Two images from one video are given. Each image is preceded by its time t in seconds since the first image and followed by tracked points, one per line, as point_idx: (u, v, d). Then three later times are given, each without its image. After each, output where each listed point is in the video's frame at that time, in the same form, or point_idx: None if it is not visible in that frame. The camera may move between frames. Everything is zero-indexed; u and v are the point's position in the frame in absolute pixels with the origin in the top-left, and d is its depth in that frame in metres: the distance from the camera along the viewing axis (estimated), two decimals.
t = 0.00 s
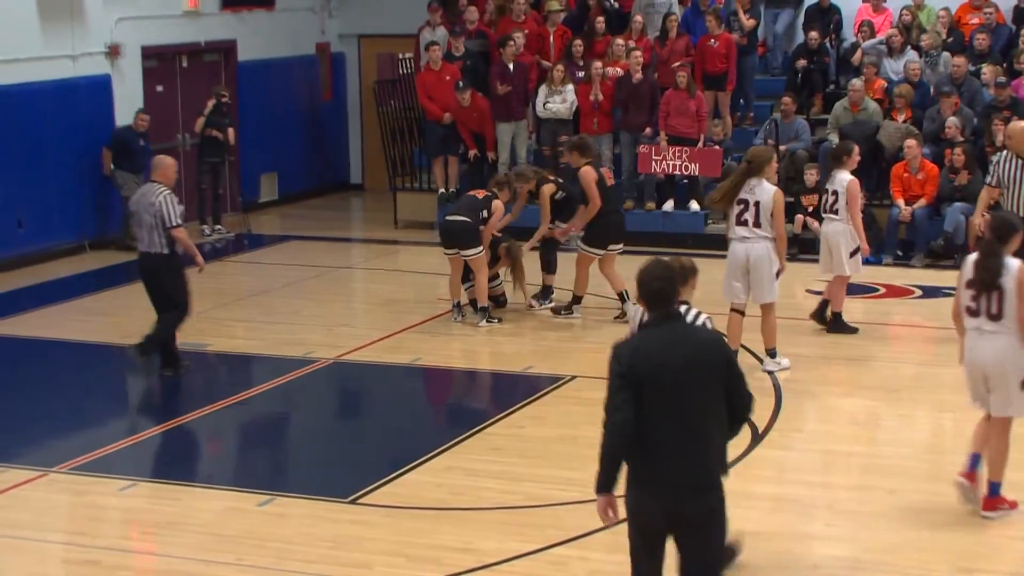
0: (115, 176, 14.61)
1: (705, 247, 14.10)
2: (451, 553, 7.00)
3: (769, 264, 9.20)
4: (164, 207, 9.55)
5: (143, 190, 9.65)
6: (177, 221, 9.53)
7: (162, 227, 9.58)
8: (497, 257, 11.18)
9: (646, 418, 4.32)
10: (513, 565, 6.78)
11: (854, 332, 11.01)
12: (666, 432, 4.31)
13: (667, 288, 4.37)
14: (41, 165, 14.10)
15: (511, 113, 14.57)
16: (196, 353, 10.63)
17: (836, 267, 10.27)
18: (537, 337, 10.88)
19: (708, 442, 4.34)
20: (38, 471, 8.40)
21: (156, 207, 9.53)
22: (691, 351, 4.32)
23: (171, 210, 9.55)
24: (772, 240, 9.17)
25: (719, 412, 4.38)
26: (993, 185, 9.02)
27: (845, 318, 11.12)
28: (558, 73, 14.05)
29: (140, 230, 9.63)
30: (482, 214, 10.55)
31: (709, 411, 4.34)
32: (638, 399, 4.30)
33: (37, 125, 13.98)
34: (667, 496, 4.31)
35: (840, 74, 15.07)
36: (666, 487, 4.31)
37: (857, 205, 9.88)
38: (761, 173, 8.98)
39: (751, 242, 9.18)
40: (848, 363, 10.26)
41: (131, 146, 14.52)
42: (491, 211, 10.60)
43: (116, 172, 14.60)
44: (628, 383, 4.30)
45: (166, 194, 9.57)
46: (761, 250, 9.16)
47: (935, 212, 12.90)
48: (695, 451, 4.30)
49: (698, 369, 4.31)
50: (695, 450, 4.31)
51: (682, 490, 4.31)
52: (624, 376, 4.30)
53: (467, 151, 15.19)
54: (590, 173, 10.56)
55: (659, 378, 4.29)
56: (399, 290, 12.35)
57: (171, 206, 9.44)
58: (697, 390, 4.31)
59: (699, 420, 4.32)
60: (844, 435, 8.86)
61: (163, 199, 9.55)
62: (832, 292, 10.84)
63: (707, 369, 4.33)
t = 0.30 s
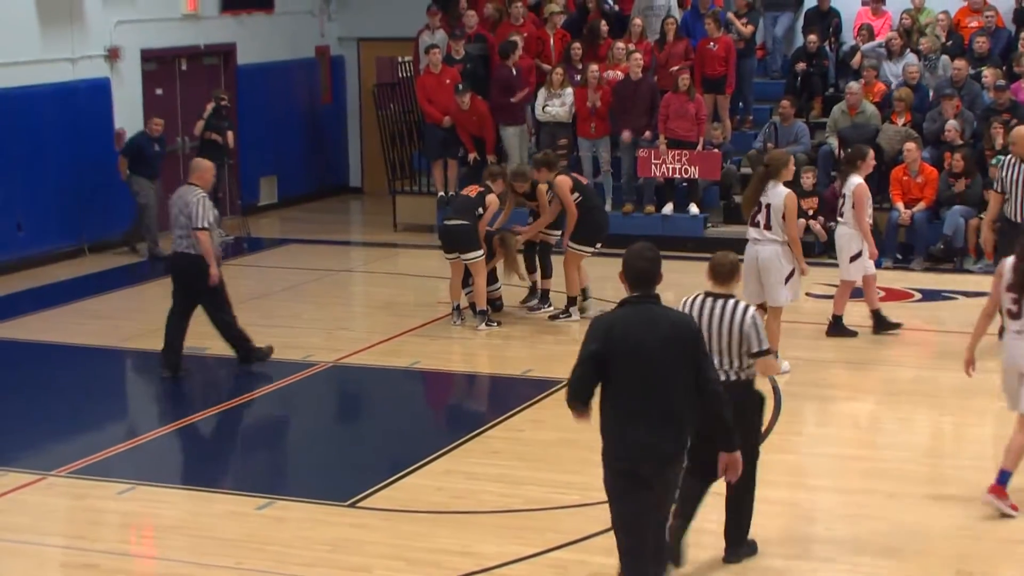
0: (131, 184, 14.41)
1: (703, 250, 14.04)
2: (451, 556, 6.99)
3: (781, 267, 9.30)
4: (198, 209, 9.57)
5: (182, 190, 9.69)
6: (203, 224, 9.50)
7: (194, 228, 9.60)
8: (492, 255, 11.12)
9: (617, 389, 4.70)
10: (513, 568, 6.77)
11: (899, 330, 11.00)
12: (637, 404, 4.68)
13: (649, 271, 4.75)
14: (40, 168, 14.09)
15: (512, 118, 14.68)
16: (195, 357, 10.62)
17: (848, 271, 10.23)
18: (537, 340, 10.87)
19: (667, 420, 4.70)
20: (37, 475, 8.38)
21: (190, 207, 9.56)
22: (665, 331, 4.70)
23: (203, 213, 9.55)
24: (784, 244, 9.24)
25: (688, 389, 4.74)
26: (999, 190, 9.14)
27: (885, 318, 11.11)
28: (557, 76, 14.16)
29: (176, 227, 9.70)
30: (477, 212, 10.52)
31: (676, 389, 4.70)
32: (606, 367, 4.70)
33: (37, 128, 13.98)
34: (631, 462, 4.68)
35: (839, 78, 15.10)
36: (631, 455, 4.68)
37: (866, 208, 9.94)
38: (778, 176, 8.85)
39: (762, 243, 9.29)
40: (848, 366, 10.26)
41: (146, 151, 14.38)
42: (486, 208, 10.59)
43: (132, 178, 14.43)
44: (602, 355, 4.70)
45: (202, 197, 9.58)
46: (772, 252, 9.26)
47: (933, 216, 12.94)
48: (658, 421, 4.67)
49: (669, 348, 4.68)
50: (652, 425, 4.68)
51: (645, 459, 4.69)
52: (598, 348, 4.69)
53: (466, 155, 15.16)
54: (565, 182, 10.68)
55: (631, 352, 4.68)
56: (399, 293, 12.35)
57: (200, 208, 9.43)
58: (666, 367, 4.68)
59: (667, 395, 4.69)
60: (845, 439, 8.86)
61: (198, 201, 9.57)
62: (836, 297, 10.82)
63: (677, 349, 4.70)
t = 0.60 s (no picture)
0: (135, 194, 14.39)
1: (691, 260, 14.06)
2: (441, 566, 6.98)
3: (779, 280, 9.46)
4: (234, 216, 9.66)
5: (213, 197, 9.75)
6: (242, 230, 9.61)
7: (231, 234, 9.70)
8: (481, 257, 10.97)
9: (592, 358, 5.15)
10: None
11: (897, 342, 10.98)
12: (609, 372, 5.13)
13: (625, 252, 5.20)
14: (28, 179, 14.07)
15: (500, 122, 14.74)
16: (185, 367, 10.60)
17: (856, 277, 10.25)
18: (527, 349, 10.87)
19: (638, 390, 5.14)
20: (25, 486, 8.36)
21: (226, 216, 9.64)
22: (636, 306, 5.16)
23: (240, 219, 9.65)
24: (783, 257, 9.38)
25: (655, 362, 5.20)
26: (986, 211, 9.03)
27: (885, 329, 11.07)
28: (547, 85, 14.15)
29: (211, 235, 9.78)
30: (463, 219, 10.46)
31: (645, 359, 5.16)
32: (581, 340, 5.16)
33: (25, 138, 13.97)
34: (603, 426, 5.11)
35: (828, 88, 15.13)
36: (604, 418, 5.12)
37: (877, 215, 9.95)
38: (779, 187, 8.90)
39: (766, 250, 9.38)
40: (837, 376, 10.26)
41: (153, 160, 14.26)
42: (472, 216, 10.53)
43: (137, 188, 14.39)
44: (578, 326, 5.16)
45: (235, 202, 9.67)
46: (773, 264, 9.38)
47: (923, 224, 12.92)
48: (630, 391, 5.12)
49: (639, 321, 5.14)
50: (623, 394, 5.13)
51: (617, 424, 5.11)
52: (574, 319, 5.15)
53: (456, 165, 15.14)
54: (551, 193, 10.59)
55: (606, 324, 5.15)
56: (388, 303, 12.34)
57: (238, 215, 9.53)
58: (636, 339, 5.14)
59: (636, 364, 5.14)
60: (835, 448, 8.86)
61: (232, 206, 9.67)
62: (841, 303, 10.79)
63: (647, 322, 5.15)
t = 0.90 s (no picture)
0: (131, 198, 14.24)
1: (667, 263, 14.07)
2: (416, 569, 6.97)
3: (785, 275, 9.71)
4: (249, 215, 9.74)
5: (221, 197, 9.80)
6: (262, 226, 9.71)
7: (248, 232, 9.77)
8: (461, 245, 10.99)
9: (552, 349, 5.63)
10: None
11: (874, 344, 11.01)
12: (570, 361, 5.60)
13: (572, 248, 5.65)
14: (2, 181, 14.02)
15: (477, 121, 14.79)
16: (161, 369, 10.58)
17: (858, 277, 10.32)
18: (503, 351, 10.87)
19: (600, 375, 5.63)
20: None
21: (243, 215, 9.71)
22: (587, 297, 5.63)
23: (256, 217, 9.75)
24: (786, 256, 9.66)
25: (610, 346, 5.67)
26: (951, 218, 9.03)
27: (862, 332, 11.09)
28: (523, 88, 14.18)
29: (222, 235, 9.79)
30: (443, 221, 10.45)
31: (600, 345, 5.64)
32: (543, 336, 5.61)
33: None
34: (563, 411, 5.59)
35: (804, 89, 15.15)
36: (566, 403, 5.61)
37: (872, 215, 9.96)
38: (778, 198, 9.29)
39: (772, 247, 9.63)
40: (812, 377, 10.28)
41: (147, 161, 14.15)
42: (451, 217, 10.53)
43: (132, 192, 14.22)
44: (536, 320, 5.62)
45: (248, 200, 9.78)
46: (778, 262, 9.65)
47: (898, 226, 13.02)
48: (592, 378, 5.61)
49: (591, 312, 5.61)
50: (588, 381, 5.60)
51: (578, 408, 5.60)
52: (532, 314, 5.62)
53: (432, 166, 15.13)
54: (526, 198, 10.40)
55: (562, 318, 5.61)
56: (365, 305, 12.34)
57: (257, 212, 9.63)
58: (591, 329, 5.62)
59: (593, 350, 5.62)
60: (810, 450, 8.86)
61: (245, 204, 9.77)
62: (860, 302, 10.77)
63: (599, 311, 5.62)
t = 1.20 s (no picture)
0: (119, 202, 14.01)
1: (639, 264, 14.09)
2: (389, 572, 6.98)
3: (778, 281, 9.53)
4: (247, 211, 9.93)
5: (221, 196, 10.01)
6: (260, 223, 9.91)
7: (246, 230, 9.94)
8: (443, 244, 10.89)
9: (511, 318, 6.14)
10: None
11: (846, 345, 11.11)
12: (524, 326, 6.10)
13: (538, 228, 6.14)
14: None
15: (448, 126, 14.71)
16: (133, 372, 10.54)
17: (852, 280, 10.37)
18: (477, 354, 10.88)
19: (552, 340, 6.10)
20: None
21: (241, 212, 9.91)
22: (546, 272, 6.11)
23: (254, 214, 9.95)
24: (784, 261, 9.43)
25: (568, 318, 6.11)
26: (924, 228, 8.74)
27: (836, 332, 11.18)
28: (495, 90, 14.25)
29: (222, 233, 9.97)
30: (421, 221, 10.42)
31: (557, 316, 6.09)
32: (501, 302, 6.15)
33: None
34: (517, 372, 6.10)
35: (775, 91, 15.22)
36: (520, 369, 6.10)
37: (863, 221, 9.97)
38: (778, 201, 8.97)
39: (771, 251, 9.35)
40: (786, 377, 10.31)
41: (132, 163, 13.95)
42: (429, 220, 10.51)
43: (119, 195, 14.01)
44: (499, 292, 6.17)
45: (246, 198, 9.96)
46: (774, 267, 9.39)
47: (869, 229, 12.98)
48: (543, 342, 6.08)
49: (548, 286, 6.07)
50: (539, 344, 6.09)
51: (532, 373, 6.08)
52: (496, 286, 6.17)
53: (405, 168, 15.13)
54: (502, 199, 10.34)
55: (518, 287, 6.11)
56: (338, 307, 12.33)
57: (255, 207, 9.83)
58: (546, 301, 6.07)
59: (549, 321, 6.09)
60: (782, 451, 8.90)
61: (243, 202, 9.95)
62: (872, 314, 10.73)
63: (556, 284, 6.07)
